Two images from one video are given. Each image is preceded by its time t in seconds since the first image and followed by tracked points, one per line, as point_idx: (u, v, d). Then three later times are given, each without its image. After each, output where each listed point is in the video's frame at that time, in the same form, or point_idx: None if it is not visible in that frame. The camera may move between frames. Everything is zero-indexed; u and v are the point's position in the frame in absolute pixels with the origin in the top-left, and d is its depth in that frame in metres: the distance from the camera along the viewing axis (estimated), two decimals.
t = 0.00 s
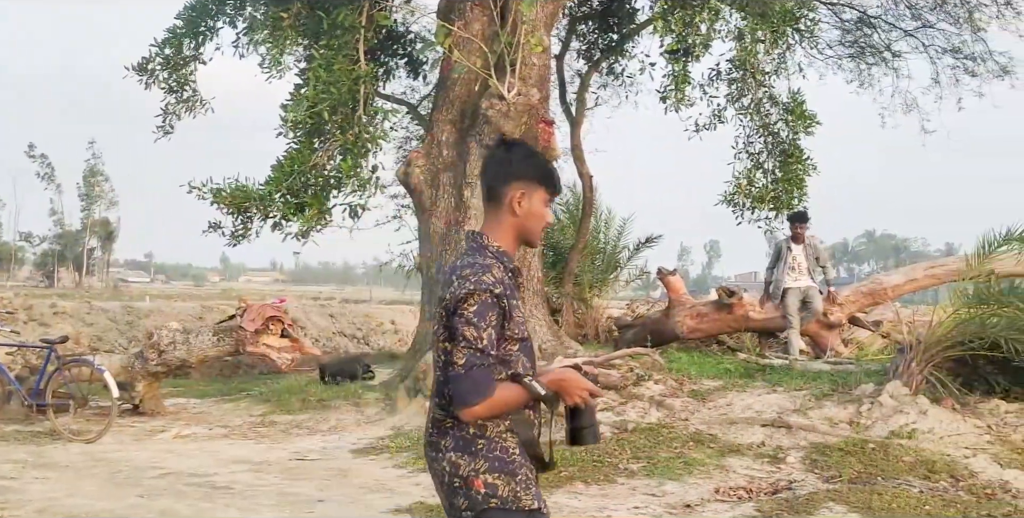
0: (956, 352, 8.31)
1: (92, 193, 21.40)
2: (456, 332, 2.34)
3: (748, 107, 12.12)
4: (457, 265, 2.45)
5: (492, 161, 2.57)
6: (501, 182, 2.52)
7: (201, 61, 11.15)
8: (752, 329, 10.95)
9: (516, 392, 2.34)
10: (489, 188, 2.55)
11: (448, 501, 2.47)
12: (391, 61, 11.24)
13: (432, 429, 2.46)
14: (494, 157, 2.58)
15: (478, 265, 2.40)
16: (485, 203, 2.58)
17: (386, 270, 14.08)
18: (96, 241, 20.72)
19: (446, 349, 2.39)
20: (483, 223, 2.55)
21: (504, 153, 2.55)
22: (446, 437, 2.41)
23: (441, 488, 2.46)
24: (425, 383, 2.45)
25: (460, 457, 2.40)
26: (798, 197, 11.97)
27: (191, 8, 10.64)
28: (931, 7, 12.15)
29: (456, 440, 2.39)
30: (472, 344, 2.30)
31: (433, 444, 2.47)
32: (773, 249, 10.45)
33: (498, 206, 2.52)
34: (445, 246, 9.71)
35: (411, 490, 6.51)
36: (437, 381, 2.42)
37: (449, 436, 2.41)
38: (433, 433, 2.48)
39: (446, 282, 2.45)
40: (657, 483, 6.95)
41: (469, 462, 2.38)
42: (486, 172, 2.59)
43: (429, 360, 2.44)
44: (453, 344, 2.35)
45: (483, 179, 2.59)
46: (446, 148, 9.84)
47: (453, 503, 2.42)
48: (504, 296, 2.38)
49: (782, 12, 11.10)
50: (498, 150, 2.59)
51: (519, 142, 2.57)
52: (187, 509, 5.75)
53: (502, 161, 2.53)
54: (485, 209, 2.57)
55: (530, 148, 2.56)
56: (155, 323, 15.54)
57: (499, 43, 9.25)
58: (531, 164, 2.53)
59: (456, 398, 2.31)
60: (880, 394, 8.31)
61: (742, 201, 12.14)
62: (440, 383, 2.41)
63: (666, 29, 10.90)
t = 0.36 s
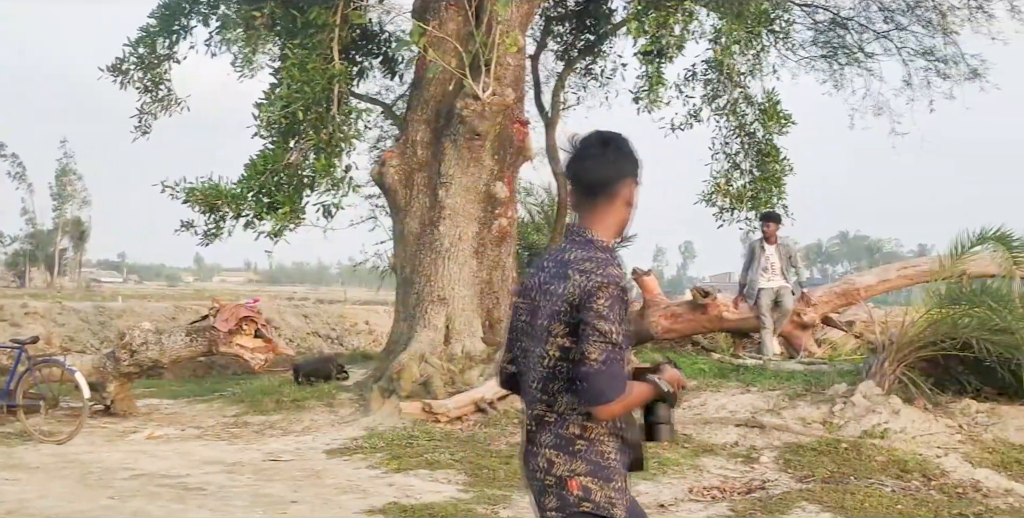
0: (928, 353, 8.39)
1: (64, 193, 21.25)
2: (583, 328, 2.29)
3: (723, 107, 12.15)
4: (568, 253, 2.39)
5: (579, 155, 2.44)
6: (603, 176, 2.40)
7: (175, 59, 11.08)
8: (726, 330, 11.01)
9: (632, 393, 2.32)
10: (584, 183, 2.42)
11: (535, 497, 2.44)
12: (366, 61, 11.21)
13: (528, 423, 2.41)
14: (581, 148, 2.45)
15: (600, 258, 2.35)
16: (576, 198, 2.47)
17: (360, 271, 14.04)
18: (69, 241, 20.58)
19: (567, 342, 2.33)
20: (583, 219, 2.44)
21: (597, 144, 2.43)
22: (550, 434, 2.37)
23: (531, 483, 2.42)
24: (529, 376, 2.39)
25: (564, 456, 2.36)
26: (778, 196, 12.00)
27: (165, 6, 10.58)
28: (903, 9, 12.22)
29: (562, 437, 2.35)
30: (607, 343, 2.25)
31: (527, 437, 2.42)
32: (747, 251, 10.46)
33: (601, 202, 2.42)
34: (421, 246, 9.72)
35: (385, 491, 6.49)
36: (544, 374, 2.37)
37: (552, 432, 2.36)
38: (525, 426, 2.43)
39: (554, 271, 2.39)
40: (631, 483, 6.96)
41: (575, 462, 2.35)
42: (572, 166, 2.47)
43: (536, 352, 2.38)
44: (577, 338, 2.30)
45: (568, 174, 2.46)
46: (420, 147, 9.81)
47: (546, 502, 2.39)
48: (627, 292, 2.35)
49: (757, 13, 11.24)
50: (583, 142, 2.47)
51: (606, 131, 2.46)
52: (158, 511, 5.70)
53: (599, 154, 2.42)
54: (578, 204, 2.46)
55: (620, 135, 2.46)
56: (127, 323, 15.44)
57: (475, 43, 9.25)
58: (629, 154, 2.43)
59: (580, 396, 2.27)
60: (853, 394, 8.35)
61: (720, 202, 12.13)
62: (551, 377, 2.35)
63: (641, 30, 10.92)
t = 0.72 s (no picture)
0: (899, 353, 8.44)
1: (33, 192, 21.09)
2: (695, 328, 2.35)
3: (697, 108, 12.18)
4: (675, 257, 2.46)
5: (668, 162, 2.53)
6: (693, 181, 2.49)
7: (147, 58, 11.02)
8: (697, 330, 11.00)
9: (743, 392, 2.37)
10: (675, 189, 2.51)
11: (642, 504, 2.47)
12: (339, 60, 11.17)
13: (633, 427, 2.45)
14: (667, 155, 2.54)
15: (706, 260, 2.42)
16: (667, 202, 2.56)
17: (333, 271, 14.00)
18: (38, 240, 20.41)
19: (677, 343, 2.38)
20: (676, 223, 2.52)
21: (683, 150, 2.51)
22: (660, 436, 2.41)
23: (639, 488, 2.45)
24: (638, 378, 2.44)
25: (676, 458, 2.40)
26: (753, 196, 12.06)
27: (137, 5, 10.52)
28: (874, 12, 12.30)
29: (674, 440, 2.39)
30: (718, 341, 2.31)
31: (633, 442, 2.46)
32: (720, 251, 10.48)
33: (691, 206, 2.51)
34: (394, 246, 9.68)
35: (357, 491, 6.48)
36: (655, 376, 2.42)
37: (665, 434, 2.40)
38: (631, 431, 2.47)
39: (658, 275, 2.46)
40: (604, 483, 6.97)
41: (689, 465, 2.38)
42: (660, 170, 2.55)
43: (644, 355, 2.43)
44: (690, 338, 2.36)
45: (657, 179, 2.55)
46: (394, 146, 9.77)
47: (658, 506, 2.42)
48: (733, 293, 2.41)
49: (729, 15, 11.26)
50: (669, 147, 2.55)
51: (691, 136, 2.54)
52: (127, 512, 5.66)
53: (688, 160, 2.50)
54: (669, 209, 2.55)
55: (705, 139, 2.54)
56: (97, 323, 15.33)
57: (447, 43, 9.23)
58: (716, 158, 2.52)
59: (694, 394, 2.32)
60: (823, 394, 8.40)
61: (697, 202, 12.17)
62: (660, 379, 2.41)
63: (613, 31, 10.95)
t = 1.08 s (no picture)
0: (873, 354, 8.41)
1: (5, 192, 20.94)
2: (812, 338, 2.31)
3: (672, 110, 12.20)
4: (776, 262, 2.40)
5: (754, 165, 2.48)
6: (781, 183, 2.45)
7: (120, 55, 10.95)
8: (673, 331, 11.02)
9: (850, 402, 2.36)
10: (761, 192, 2.47)
11: None
12: (314, 60, 11.14)
13: (736, 440, 2.37)
14: (753, 158, 2.49)
15: (810, 265, 2.38)
16: (749, 205, 2.51)
17: (308, 271, 13.97)
18: (10, 240, 20.27)
19: (789, 354, 2.33)
20: (761, 227, 2.47)
21: (770, 153, 2.48)
22: (768, 448, 2.35)
23: (739, 503, 2.38)
24: (741, 388, 2.37)
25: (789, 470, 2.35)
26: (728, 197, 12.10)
27: (110, 3, 10.45)
28: (849, 16, 12.37)
29: (786, 452, 2.34)
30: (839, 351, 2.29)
31: (733, 456, 2.38)
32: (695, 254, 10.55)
33: (777, 210, 2.46)
34: (369, 246, 9.65)
35: (332, 492, 6.46)
36: (762, 388, 2.35)
37: (774, 446, 2.35)
38: (730, 444, 2.39)
39: (758, 281, 2.39)
40: (579, 483, 6.98)
41: (801, 478, 2.34)
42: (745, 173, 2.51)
43: (749, 364, 2.36)
44: (806, 347, 2.32)
45: (741, 182, 2.51)
46: (369, 146, 9.75)
47: None
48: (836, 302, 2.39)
49: (705, 16, 11.31)
50: (753, 151, 2.51)
51: (778, 141, 2.50)
52: (99, 514, 5.62)
53: (776, 162, 2.46)
54: (752, 214, 2.50)
55: (792, 144, 2.50)
56: (69, 323, 15.23)
57: (423, 43, 9.22)
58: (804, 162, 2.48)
59: (816, 404, 2.28)
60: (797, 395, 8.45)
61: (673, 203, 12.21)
62: (768, 389, 2.34)
63: (588, 32, 10.97)
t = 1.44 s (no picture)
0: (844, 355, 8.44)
1: None
2: (938, 342, 2.48)
3: (645, 111, 12.22)
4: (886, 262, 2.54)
5: (860, 156, 2.59)
6: (886, 178, 2.55)
7: (89, 54, 10.88)
8: (647, 331, 11.08)
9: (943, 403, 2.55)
10: (864, 185, 2.58)
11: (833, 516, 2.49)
12: (287, 59, 11.10)
13: (846, 438, 2.47)
14: (861, 149, 2.60)
15: (921, 271, 2.55)
16: (849, 194, 2.62)
17: (280, 271, 13.93)
18: None
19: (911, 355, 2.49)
20: (858, 217, 2.60)
21: (878, 147, 2.58)
22: (878, 448, 2.47)
23: (842, 502, 2.47)
24: (856, 387, 2.47)
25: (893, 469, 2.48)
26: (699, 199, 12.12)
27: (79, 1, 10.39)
28: (822, 18, 12.43)
29: (895, 450, 2.48)
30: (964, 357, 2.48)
31: (843, 455, 2.47)
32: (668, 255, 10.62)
33: (878, 203, 2.57)
34: (342, 246, 9.65)
35: (305, 493, 6.44)
36: (880, 387, 2.47)
37: (880, 445, 2.47)
38: (833, 441, 2.48)
39: (873, 282, 2.52)
40: (552, 484, 6.99)
41: (903, 479, 2.48)
42: (849, 163, 2.61)
43: (866, 364, 2.47)
44: (931, 350, 2.48)
45: (844, 172, 2.62)
46: (342, 146, 9.72)
47: None
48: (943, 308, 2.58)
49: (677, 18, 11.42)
50: (859, 143, 2.62)
51: (888, 135, 2.60)
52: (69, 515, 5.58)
53: (882, 156, 2.57)
54: (850, 203, 2.62)
55: (901, 140, 2.60)
56: (39, 323, 15.11)
57: (397, 43, 9.20)
58: (909, 160, 2.58)
59: (944, 406, 2.44)
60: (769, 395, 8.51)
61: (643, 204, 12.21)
62: (887, 390, 2.47)
63: (561, 32, 10.99)
